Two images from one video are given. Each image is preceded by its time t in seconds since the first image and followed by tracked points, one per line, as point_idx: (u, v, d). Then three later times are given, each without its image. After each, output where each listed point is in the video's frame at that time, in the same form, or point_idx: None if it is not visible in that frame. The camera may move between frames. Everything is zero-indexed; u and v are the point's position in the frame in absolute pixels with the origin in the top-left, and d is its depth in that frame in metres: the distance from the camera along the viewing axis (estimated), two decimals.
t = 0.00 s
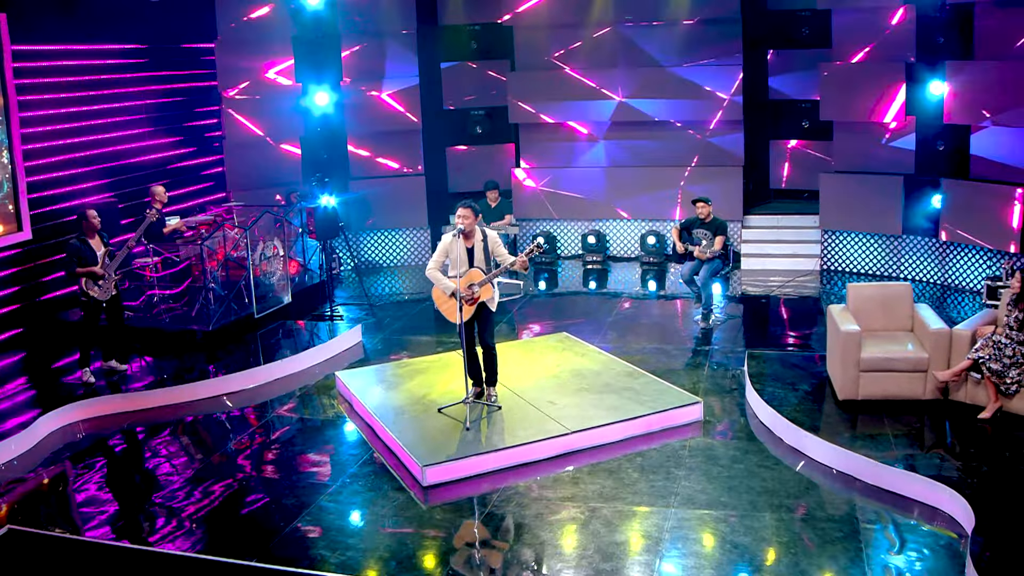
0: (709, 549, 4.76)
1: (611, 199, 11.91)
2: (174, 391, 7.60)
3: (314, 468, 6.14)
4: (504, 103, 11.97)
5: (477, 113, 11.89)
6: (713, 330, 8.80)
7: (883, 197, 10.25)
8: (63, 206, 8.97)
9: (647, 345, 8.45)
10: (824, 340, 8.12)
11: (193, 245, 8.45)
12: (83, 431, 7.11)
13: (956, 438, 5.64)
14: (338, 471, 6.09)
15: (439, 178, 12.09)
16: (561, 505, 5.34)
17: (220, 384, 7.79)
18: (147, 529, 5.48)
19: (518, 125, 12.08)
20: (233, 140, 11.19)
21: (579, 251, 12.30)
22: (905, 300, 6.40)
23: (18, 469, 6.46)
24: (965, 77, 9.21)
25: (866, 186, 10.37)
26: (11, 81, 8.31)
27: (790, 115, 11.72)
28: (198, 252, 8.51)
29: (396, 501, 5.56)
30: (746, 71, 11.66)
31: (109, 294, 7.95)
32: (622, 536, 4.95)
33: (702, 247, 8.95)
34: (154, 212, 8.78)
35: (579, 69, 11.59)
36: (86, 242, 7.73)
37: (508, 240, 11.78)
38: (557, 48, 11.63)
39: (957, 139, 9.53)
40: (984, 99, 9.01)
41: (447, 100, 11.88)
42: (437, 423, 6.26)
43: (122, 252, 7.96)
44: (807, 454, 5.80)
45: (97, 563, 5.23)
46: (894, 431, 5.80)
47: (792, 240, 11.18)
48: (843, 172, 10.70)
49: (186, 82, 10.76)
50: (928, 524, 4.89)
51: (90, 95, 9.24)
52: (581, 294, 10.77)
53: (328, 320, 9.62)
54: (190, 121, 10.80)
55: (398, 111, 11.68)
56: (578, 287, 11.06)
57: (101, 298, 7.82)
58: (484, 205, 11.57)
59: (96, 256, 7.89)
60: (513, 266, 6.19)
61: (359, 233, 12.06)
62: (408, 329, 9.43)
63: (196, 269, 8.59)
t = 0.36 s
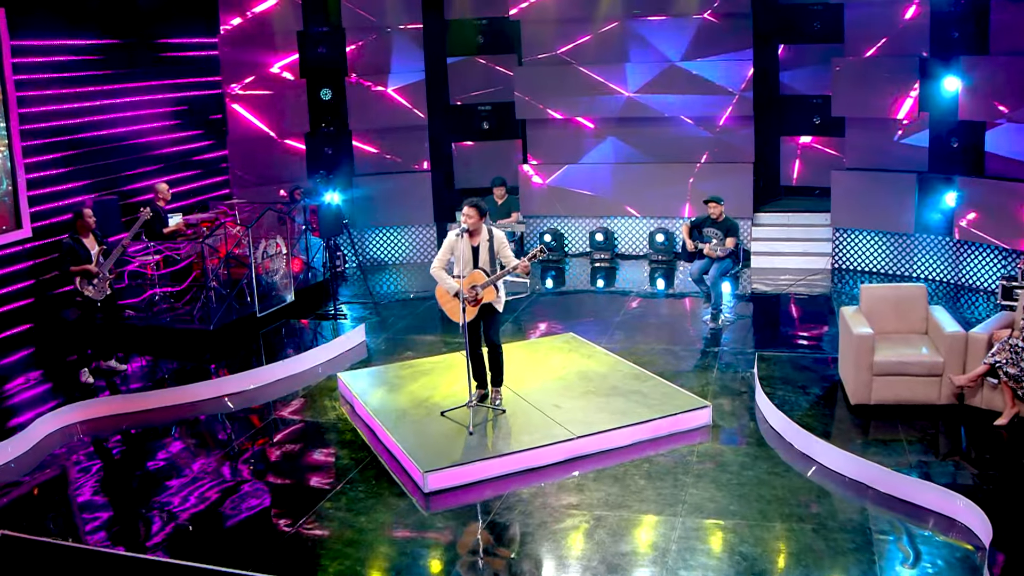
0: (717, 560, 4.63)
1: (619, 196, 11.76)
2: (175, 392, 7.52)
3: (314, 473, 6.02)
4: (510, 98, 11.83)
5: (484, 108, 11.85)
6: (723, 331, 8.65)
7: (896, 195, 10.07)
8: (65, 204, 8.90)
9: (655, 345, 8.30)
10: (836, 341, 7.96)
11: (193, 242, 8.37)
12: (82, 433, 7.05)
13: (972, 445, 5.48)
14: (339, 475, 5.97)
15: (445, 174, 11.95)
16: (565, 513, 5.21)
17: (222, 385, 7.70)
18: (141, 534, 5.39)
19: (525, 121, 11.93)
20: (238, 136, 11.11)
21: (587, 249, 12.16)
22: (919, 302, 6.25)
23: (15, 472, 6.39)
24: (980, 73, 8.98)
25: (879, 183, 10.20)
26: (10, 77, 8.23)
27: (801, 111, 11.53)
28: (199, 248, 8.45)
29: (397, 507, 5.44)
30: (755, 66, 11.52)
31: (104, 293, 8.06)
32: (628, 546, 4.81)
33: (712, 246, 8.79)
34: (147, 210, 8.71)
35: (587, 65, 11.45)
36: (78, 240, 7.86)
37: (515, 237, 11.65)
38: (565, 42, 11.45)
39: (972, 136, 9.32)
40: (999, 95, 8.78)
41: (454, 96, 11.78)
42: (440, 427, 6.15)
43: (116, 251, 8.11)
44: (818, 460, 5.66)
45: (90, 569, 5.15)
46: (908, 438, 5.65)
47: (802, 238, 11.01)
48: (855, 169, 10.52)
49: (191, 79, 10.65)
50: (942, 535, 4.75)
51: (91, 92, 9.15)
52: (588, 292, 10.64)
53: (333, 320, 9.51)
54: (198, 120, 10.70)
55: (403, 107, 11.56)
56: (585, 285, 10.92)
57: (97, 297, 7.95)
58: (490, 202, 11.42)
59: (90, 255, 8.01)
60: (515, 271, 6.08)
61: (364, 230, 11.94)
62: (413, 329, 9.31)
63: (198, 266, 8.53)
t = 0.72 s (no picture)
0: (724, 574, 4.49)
1: (625, 195, 11.61)
2: (173, 396, 7.42)
3: (313, 480, 5.90)
4: (515, 96, 11.69)
5: (490, 106, 11.74)
6: (730, 334, 8.51)
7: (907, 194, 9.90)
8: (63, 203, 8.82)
9: (661, 348, 8.17)
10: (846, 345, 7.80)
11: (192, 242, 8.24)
12: (78, 437, 6.96)
13: (987, 454, 5.33)
14: (338, 482, 5.85)
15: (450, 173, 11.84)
16: (569, 524, 5.08)
17: (221, 388, 7.60)
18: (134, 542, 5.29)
19: (530, 119, 11.79)
20: (240, 135, 11.07)
21: (593, 249, 12.01)
22: (932, 306, 6.09)
23: (9, 478, 6.29)
24: (993, 71, 8.80)
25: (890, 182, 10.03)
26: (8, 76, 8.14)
27: (810, 109, 11.37)
28: (198, 247, 8.33)
29: (396, 517, 5.32)
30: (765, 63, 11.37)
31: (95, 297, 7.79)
32: (634, 559, 4.68)
33: (721, 247, 8.63)
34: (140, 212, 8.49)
35: (594, 62, 11.30)
36: (71, 242, 7.63)
37: (520, 237, 11.52)
38: (571, 39, 11.31)
39: (985, 135, 9.14)
40: (1013, 94, 8.62)
41: (458, 93, 11.65)
42: (441, 434, 6.02)
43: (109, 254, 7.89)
44: (828, 469, 5.52)
45: None
46: (920, 446, 5.50)
47: (811, 238, 10.85)
48: (865, 168, 10.35)
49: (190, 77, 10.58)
50: (957, 549, 4.60)
51: (91, 91, 9.07)
52: (594, 293, 10.50)
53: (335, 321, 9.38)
54: (196, 118, 10.66)
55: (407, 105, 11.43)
56: (591, 286, 10.78)
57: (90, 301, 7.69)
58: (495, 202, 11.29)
59: (82, 258, 7.77)
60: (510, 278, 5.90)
61: (368, 229, 11.82)
62: (416, 330, 9.19)
63: (197, 267, 8.40)
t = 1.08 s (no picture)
0: None
1: (626, 195, 11.47)
2: (167, 401, 7.29)
3: (308, 489, 5.77)
4: (516, 94, 11.56)
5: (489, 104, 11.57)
6: (733, 336, 8.38)
7: (913, 194, 9.75)
8: (56, 205, 8.69)
9: (664, 352, 8.03)
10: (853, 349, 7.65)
11: (183, 244, 8.11)
12: (68, 444, 6.83)
13: (998, 463, 5.18)
14: (333, 491, 5.71)
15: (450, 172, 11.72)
16: (568, 535, 4.94)
17: (214, 393, 7.46)
18: (122, 555, 5.16)
19: (530, 118, 11.65)
20: (237, 135, 10.93)
21: (594, 249, 11.86)
22: (941, 311, 5.95)
23: None
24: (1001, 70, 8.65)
25: (895, 182, 9.88)
26: None
27: (815, 107, 11.24)
28: (190, 249, 8.19)
29: (392, 528, 5.19)
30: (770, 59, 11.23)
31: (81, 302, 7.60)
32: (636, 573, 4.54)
33: (725, 249, 8.49)
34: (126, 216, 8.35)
35: (594, 60, 11.16)
36: (58, 248, 7.48)
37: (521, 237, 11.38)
38: (572, 36, 11.17)
39: (992, 134, 8.99)
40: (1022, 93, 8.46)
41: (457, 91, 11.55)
42: (438, 441, 5.88)
43: (97, 258, 7.69)
44: (835, 478, 5.37)
45: None
46: (930, 454, 5.35)
47: (815, 238, 10.70)
48: (870, 168, 10.21)
49: (187, 75, 10.38)
50: (969, 564, 4.46)
51: (84, 90, 8.95)
52: (596, 294, 10.37)
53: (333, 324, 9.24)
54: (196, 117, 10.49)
55: (406, 103, 11.29)
56: (592, 287, 10.63)
57: (74, 306, 7.52)
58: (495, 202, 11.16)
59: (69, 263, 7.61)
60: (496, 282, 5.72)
61: (367, 229, 11.69)
62: (414, 333, 9.05)
63: (190, 269, 8.26)
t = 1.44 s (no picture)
0: None
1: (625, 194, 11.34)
2: (156, 406, 7.13)
3: (299, 498, 5.63)
4: (512, 92, 11.45)
5: (486, 102, 11.45)
6: (734, 339, 8.25)
7: (916, 194, 9.61)
8: (44, 206, 8.54)
9: (663, 355, 7.91)
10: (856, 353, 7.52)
11: (175, 247, 7.93)
12: (54, 451, 6.69)
13: (1007, 473, 5.04)
14: (324, 500, 5.57)
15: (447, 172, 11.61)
16: (566, 548, 4.80)
17: (205, 399, 7.31)
18: (105, 568, 5.02)
19: (527, 116, 11.50)
20: (231, 133, 10.70)
21: (592, 249, 11.73)
22: (947, 315, 5.81)
23: None
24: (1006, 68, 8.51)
25: (897, 181, 9.75)
26: None
27: (815, 106, 11.13)
28: (181, 252, 8.01)
29: (385, 540, 5.05)
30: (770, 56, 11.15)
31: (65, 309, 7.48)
32: None
33: (725, 250, 8.36)
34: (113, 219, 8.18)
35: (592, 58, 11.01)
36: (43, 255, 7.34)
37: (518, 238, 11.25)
38: (569, 33, 11.02)
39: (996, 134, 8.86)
40: None
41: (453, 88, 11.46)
42: (433, 449, 5.74)
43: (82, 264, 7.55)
44: (839, 487, 5.23)
45: None
46: (936, 463, 5.21)
47: (816, 238, 10.57)
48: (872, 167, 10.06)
49: (177, 72, 10.22)
50: None
51: (71, 88, 8.80)
52: (594, 295, 10.23)
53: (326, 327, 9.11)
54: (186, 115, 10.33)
55: (401, 102, 11.14)
56: (591, 287, 10.50)
57: (58, 313, 7.39)
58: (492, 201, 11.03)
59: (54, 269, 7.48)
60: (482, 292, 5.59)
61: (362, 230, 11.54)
62: (410, 335, 8.92)
63: (181, 271, 8.09)
